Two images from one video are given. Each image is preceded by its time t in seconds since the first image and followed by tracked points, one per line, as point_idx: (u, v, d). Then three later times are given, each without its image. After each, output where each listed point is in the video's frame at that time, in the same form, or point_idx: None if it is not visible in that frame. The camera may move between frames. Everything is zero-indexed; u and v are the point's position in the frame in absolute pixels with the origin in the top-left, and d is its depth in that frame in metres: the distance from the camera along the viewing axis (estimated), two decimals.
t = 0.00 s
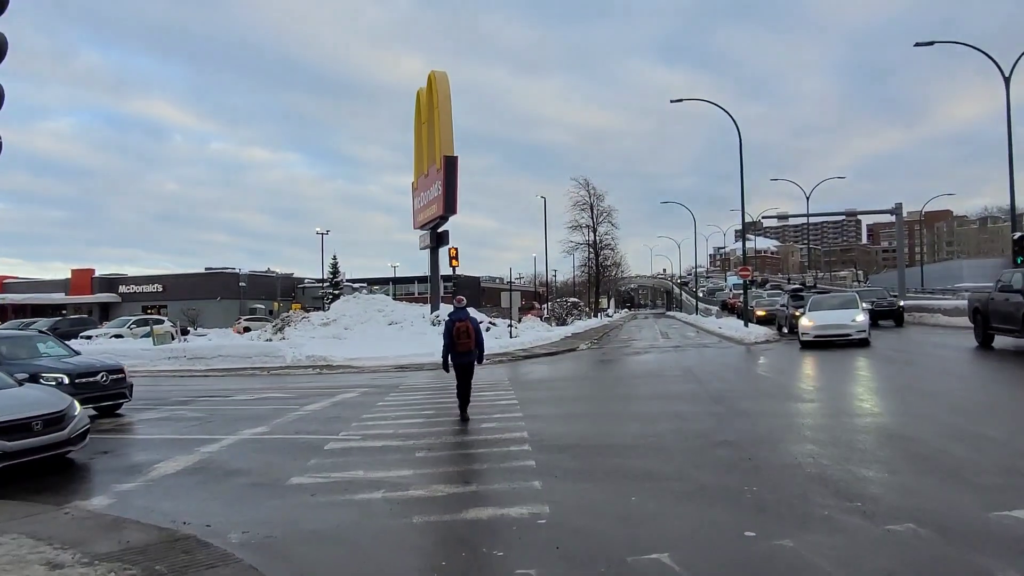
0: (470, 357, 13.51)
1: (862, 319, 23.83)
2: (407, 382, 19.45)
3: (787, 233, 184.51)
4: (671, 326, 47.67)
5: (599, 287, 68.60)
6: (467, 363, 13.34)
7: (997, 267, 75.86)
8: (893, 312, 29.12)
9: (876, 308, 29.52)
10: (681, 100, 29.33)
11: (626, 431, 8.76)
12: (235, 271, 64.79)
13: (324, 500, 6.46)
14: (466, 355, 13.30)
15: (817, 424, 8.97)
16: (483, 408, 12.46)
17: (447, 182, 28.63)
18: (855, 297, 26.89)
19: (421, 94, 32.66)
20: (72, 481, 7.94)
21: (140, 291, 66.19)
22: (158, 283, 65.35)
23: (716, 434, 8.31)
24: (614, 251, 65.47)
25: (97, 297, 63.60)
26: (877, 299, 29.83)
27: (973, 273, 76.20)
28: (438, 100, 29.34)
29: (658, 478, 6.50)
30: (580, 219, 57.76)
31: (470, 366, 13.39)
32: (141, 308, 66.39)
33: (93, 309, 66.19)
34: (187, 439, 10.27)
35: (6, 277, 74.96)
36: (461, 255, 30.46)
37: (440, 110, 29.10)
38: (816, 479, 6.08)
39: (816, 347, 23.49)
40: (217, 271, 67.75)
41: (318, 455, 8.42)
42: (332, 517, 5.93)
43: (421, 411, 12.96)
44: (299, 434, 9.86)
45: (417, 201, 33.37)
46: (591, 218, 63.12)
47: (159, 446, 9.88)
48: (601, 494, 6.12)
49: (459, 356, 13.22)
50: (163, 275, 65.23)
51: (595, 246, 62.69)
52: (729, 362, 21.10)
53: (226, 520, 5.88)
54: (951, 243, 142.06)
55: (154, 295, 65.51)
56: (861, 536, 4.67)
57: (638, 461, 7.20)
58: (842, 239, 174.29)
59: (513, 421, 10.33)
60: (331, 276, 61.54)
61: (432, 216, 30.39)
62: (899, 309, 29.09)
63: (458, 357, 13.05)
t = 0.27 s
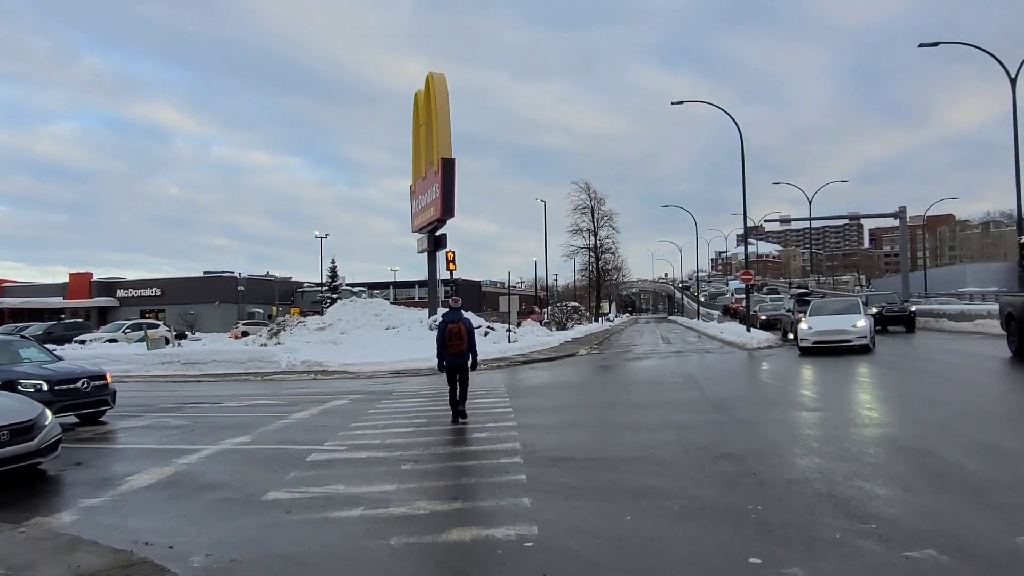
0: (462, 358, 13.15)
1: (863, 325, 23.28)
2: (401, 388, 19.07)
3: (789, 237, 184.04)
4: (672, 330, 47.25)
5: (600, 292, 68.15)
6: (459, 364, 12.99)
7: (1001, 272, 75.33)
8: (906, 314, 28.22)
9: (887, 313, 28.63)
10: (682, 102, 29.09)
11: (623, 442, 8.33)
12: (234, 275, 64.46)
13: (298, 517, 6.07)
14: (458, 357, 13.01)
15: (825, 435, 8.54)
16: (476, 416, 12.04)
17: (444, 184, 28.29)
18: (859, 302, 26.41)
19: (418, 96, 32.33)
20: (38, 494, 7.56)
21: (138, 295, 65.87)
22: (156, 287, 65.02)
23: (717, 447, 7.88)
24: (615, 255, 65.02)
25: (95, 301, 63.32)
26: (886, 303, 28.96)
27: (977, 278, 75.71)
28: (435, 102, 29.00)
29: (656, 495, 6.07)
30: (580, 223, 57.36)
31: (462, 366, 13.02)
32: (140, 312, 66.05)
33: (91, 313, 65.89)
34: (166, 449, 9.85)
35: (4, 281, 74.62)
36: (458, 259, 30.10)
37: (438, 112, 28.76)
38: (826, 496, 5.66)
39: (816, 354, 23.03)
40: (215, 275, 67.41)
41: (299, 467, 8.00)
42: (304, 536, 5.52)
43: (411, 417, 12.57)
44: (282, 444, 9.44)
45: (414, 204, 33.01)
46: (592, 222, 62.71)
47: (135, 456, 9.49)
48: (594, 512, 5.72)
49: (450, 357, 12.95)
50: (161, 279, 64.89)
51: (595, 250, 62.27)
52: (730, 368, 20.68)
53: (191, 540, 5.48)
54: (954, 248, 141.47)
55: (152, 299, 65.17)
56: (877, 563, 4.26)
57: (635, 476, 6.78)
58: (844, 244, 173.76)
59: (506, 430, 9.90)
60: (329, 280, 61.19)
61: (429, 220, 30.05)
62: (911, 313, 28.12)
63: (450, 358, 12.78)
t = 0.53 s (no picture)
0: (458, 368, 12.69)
1: (864, 330, 22.82)
2: (397, 396, 18.69)
3: (791, 242, 183.67)
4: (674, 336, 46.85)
5: (601, 298, 67.79)
6: (455, 374, 12.60)
7: (1004, 277, 74.93)
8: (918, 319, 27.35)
9: (899, 318, 27.54)
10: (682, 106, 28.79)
11: (622, 453, 7.96)
12: (233, 282, 64.19)
13: (276, 536, 5.70)
14: (454, 367, 12.62)
15: (834, 445, 8.19)
16: (473, 425, 11.66)
17: (443, 190, 27.95)
18: (862, 307, 25.95)
19: (417, 100, 32.03)
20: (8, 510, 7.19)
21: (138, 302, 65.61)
22: (155, 294, 64.75)
23: (722, 459, 7.51)
24: (616, 261, 64.67)
25: (94, 308, 63.08)
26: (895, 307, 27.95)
27: (980, 283, 75.34)
28: (433, 106, 28.71)
29: (658, 512, 5.70)
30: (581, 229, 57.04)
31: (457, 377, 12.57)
32: (139, 320, 65.79)
33: (90, 320, 65.64)
34: (149, 461, 9.47)
35: (4, 288, 74.42)
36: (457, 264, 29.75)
37: (437, 116, 28.43)
38: (840, 515, 5.29)
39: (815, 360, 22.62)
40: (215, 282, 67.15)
41: (283, 480, 7.62)
42: (280, 558, 5.15)
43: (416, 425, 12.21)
44: (268, 456, 9.07)
45: (412, 209, 32.70)
46: (593, 227, 62.40)
47: (115, 468, 9.13)
48: (592, 531, 5.35)
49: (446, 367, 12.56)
50: (160, 286, 64.60)
51: (596, 256, 61.95)
52: (733, 374, 20.31)
53: (160, 563, 5.12)
54: (956, 252, 141.04)
55: (151, 306, 64.91)
56: None
57: (635, 491, 6.40)
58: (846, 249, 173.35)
59: (501, 441, 9.52)
60: (329, 286, 60.88)
61: (428, 225, 29.70)
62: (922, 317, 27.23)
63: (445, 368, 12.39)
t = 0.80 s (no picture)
0: (457, 371, 12.41)
1: (864, 337, 22.28)
2: (391, 404, 18.31)
3: (793, 247, 183.19)
4: (676, 342, 46.41)
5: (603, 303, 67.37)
6: (454, 378, 12.29)
7: (1009, 282, 74.40)
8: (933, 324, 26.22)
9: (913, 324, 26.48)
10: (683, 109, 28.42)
11: (622, 467, 7.58)
12: (233, 288, 63.88)
13: (248, 559, 5.31)
14: (454, 370, 12.31)
15: (845, 457, 7.79)
16: (468, 435, 11.26)
17: (441, 194, 27.62)
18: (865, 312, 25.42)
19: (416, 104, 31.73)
20: None
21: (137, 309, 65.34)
22: (155, 300, 64.45)
23: (727, 473, 7.12)
24: (618, 266, 64.28)
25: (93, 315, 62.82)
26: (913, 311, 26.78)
27: (984, 288, 74.81)
28: (432, 111, 28.36)
29: (658, 533, 5.32)
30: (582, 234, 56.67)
31: (456, 380, 12.28)
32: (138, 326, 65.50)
33: (89, 327, 65.37)
34: (127, 474, 9.09)
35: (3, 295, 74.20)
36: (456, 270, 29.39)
37: (435, 120, 28.10)
38: (855, 538, 4.91)
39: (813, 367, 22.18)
40: (215, 288, 66.85)
41: (263, 496, 7.24)
42: None
43: (411, 434, 11.81)
44: (251, 469, 8.67)
45: (411, 215, 32.33)
46: (594, 233, 62.03)
47: (91, 482, 8.76)
48: (587, 555, 4.96)
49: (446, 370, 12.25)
50: (160, 292, 64.33)
51: (597, 262, 61.57)
52: (736, 381, 19.87)
53: None
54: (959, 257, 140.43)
55: (151, 313, 64.63)
56: None
57: (635, 509, 6.01)
58: (849, 254, 172.79)
59: (495, 452, 9.13)
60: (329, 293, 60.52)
61: (426, 230, 29.35)
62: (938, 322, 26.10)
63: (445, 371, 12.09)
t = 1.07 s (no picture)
0: (454, 374, 12.07)
1: (864, 341, 21.80)
2: (387, 408, 17.92)
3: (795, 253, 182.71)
4: (678, 347, 45.92)
5: (605, 308, 66.95)
6: (451, 382, 11.92)
7: (1013, 287, 73.87)
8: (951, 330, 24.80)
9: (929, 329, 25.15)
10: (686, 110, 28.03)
11: (621, 473, 7.18)
12: (232, 292, 63.56)
13: (215, 573, 4.91)
14: (450, 375, 11.94)
15: (856, 463, 7.39)
16: (462, 439, 10.87)
17: (440, 196, 27.23)
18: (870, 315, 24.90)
19: (414, 106, 31.39)
20: None
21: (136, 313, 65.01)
22: (154, 305, 64.13)
23: (732, 480, 6.72)
24: (620, 270, 63.87)
25: (92, 319, 62.53)
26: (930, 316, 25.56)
27: (988, 293, 74.32)
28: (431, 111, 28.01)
29: (659, 544, 4.92)
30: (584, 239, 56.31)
31: (454, 384, 11.94)
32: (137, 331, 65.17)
33: (88, 331, 65.10)
34: (103, 480, 8.71)
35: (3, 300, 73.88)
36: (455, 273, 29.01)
37: (434, 121, 27.74)
38: (872, 550, 4.52)
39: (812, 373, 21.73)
40: (214, 292, 66.54)
41: (240, 503, 6.86)
42: None
43: (404, 438, 11.43)
44: (231, 475, 8.29)
45: (411, 217, 31.97)
46: (595, 237, 61.65)
47: (64, 489, 8.35)
48: (582, 569, 4.55)
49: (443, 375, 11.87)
50: (159, 297, 64.02)
51: (599, 266, 61.21)
52: (738, 385, 19.47)
53: None
54: (963, 263, 139.82)
55: (150, 317, 64.31)
56: None
57: (633, 519, 5.62)
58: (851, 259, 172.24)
59: (488, 457, 8.74)
60: (328, 297, 60.21)
61: (425, 232, 28.98)
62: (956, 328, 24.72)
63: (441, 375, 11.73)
